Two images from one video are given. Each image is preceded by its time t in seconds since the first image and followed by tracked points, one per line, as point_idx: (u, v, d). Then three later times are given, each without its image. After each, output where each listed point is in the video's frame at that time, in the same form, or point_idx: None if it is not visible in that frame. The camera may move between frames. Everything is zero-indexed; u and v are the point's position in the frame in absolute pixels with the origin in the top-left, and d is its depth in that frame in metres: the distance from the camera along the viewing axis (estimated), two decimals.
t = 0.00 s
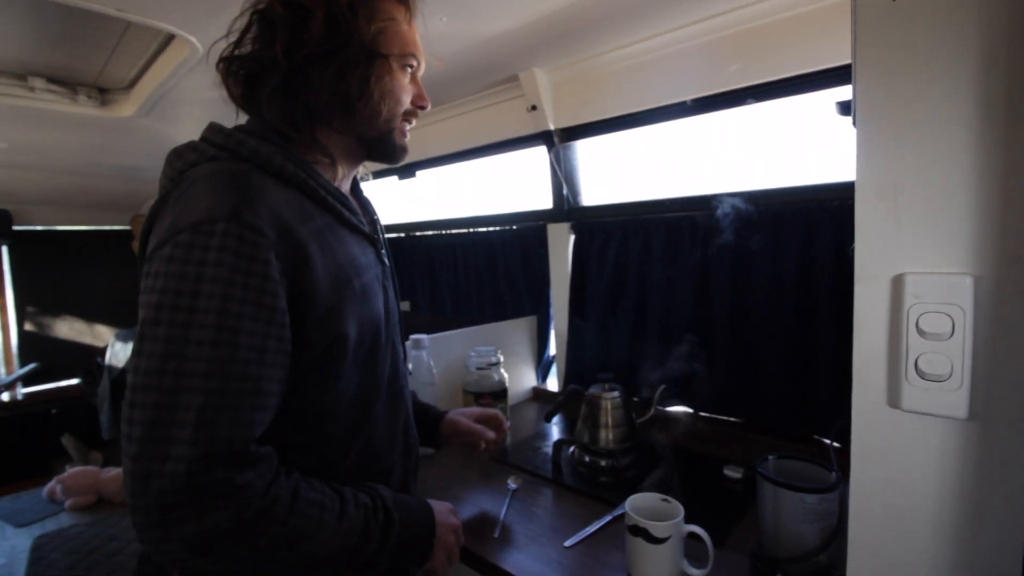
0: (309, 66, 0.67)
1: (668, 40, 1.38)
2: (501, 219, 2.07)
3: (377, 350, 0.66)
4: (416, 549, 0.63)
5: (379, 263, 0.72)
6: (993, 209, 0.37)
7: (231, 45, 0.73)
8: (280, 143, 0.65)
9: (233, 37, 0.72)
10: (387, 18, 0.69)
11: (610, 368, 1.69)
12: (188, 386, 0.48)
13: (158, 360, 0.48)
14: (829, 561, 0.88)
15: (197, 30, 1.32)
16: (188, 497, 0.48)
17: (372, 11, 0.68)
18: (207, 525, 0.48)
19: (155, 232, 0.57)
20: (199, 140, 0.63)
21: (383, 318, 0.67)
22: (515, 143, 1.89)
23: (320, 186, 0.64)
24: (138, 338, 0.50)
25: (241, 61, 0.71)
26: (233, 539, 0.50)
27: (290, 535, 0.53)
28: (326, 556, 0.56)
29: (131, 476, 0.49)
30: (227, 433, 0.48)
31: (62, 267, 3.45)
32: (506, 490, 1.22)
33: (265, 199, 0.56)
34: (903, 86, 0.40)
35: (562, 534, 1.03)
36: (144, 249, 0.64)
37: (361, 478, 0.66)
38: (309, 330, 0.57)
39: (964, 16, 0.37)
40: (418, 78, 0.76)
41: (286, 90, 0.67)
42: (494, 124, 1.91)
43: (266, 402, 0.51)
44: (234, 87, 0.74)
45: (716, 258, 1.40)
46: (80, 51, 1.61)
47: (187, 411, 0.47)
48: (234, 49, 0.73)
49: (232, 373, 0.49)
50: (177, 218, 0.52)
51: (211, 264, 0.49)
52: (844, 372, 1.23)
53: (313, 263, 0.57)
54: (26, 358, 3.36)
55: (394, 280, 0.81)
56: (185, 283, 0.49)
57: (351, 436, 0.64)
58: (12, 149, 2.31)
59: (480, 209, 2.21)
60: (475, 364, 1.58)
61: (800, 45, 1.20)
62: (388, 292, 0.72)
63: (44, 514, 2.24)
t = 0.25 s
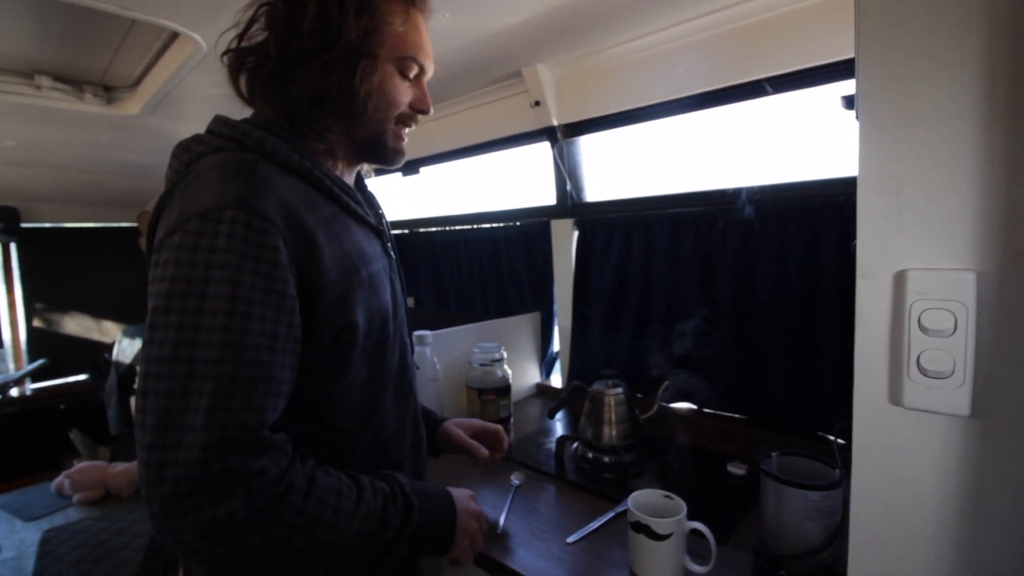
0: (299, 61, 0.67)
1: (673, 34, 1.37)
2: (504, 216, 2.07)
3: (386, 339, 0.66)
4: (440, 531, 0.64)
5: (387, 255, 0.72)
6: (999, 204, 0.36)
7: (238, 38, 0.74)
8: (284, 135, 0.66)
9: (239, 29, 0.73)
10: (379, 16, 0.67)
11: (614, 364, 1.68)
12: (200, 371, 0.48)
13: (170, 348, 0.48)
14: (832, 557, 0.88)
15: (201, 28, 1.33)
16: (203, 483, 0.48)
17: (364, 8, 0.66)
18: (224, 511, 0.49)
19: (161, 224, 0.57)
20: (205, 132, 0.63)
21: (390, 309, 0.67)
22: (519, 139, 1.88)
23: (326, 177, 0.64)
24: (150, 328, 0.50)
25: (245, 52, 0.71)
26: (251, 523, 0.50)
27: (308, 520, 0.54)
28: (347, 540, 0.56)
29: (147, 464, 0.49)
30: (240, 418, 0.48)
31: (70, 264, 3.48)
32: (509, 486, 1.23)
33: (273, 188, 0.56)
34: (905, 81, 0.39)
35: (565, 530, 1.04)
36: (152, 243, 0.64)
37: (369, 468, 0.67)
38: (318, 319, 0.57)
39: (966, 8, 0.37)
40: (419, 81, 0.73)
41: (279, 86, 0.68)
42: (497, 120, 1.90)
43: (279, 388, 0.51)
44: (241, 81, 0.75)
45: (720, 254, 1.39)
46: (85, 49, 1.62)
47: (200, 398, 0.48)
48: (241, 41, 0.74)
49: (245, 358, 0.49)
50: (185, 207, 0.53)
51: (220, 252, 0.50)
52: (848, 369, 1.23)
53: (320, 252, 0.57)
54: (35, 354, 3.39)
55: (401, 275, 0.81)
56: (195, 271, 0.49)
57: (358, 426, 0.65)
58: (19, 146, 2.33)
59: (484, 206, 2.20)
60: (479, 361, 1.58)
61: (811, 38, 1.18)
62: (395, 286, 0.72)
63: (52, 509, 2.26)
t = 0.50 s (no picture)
0: (309, 56, 0.67)
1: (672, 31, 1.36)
2: (506, 214, 2.06)
3: (396, 337, 0.65)
4: (457, 534, 0.61)
5: (396, 253, 0.70)
6: (995, 195, 0.36)
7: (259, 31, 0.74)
8: (289, 129, 0.65)
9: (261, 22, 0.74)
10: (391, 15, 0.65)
11: (616, 363, 1.68)
12: (199, 367, 0.47)
13: (171, 343, 0.48)
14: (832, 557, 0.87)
15: (201, 29, 1.33)
16: (202, 482, 0.47)
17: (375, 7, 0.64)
18: (222, 512, 0.47)
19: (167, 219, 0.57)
20: (211, 128, 0.63)
21: (399, 308, 0.66)
22: (519, 137, 1.88)
23: (331, 171, 0.64)
24: (152, 322, 0.50)
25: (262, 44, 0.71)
26: (252, 525, 0.49)
27: (312, 523, 0.52)
28: (355, 544, 0.54)
29: (148, 459, 0.49)
30: (238, 416, 0.47)
31: (76, 265, 3.51)
32: (509, 484, 1.23)
33: (274, 182, 0.55)
34: (899, 73, 0.39)
35: (564, 528, 1.03)
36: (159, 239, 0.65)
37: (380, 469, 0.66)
38: (321, 316, 0.56)
39: None
40: (433, 86, 0.70)
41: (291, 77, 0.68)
42: (498, 119, 1.90)
43: (280, 387, 0.50)
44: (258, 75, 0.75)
45: (721, 251, 1.39)
46: (88, 51, 1.63)
47: (198, 394, 0.47)
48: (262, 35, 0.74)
49: (243, 355, 0.48)
50: (187, 202, 0.53)
51: (219, 246, 0.49)
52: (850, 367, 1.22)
53: (323, 247, 0.56)
54: (42, 355, 3.41)
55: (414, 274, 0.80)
56: (195, 265, 0.49)
57: (370, 424, 0.64)
58: (25, 148, 2.34)
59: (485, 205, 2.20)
60: (479, 359, 1.58)
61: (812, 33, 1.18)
62: (407, 285, 0.71)
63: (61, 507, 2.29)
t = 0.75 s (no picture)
0: (340, 48, 0.64)
1: (676, 32, 1.36)
2: (509, 214, 2.06)
3: (416, 342, 0.61)
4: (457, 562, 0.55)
5: (421, 254, 0.66)
6: (982, 205, 0.35)
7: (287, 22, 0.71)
8: (313, 120, 0.61)
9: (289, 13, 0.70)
10: (428, 14, 0.62)
11: (617, 364, 1.68)
12: (202, 363, 0.43)
13: (175, 337, 0.45)
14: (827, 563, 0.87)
15: (207, 26, 1.34)
16: (197, 484, 0.43)
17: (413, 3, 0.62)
18: (218, 517, 0.43)
19: (179, 210, 0.54)
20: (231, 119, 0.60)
21: (421, 311, 0.61)
22: (523, 137, 1.88)
23: (351, 165, 0.59)
24: (158, 317, 0.47)
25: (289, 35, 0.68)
26: (249, 533, 0.44)
27: (314, 533, 0.47)
28: (359, 557, 0.49)
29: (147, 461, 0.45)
30: (238, 417, 0.43)
31: (84, 259, 3.54)
32: (507, 482, 1.24)
33: (290, 172, 0.51)
34: (894, 80, 0.38)
35: (561, 528, 1.04)
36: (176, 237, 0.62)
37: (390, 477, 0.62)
38: (334, 316, 0.52)
39: (950, 5, 0.36)
40: (466, 90, 0.67)
41: (317, 71, 0.64)
42: (503, 118, 1.90)
43: (285, 387, 0.46)
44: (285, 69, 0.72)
45: (724, 254, 1.38)
46: (97, 47, 1.64)
47: (199, 392, 0.43)
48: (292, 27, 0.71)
49: (247, 351, 0.44)
50: (200, 191, 0.49)
51: (228, 237, 0.45)
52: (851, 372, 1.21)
53: (339, 243, 0.52)
54: (50, 347, 3.45)
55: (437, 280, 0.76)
56: (202, 257, 0.45)
57: (383, 432, 0.60)
58: (35, 143, 2.37)
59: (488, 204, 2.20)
60: (480, 359, 1.58)
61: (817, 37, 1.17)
62: (430, 286, 0.67)
63: (66, 498, 2.31)
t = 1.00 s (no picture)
0: (377, 45, 0.58)
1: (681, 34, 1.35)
2: (516, 214, 2.07)
3: (438, 350, 0.56)
4: None
5: (448, 259, 0.62)
6: (979, 211, 0.35)
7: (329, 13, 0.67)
8: (340, 119, 0.57)
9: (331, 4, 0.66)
10: (475, 13, 0.57)
11: (622, 365, 1.67)
12: (203, 359, 0.40)
13: (179, 332, 0.42)
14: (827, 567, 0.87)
15: (218, 25, 1.35)
16: (190, 486, 0.40)
17: None
18: (211, 521, 0.40)
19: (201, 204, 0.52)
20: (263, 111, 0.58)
21: (443, 318, 0.57)
22: (530, 137, 1.88)
23: (378, 162, 0.55)
24: (168, 311, 0.45)
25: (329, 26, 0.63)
26: (242, 539, 0.41)
27: (313, 543, 0.43)
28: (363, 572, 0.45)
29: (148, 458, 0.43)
30: (232, 416, 0.39)
31: (96, 254, 3.59)
32: (509, 484, 1.24)
33: (307, 162, 0.48)
34: (894, 85, 0.38)
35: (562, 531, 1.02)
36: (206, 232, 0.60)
37: (410, 488, 0.57)
38: (343, 318, 0.47)
39: (951, 10, 0.36)
40: (506, 92, 0.61)
41: (355, 70, 0.59)
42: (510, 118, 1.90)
43: (286, 387, 0.42)
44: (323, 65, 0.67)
45: (730, 257, 1.38)
46: (111, 46, 1.66)
47: (197, 389, 0.40)
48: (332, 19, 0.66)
49: (246, 348, 0.40)
50: (217, 182, 0.47)
51: (238, 228, 0.42)
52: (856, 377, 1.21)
53: (356, 239, 0.48)
54: (63, 341, 3.50)
55: (469, 288, 0.72)
56: (212, 249, 0.43)
57: (406, 441, 0.54)
58: (49, 140, 2.41)
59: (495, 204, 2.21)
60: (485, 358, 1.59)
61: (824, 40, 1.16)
62: (456, 293, 0.62)
63: (77, 489, 2.54)
